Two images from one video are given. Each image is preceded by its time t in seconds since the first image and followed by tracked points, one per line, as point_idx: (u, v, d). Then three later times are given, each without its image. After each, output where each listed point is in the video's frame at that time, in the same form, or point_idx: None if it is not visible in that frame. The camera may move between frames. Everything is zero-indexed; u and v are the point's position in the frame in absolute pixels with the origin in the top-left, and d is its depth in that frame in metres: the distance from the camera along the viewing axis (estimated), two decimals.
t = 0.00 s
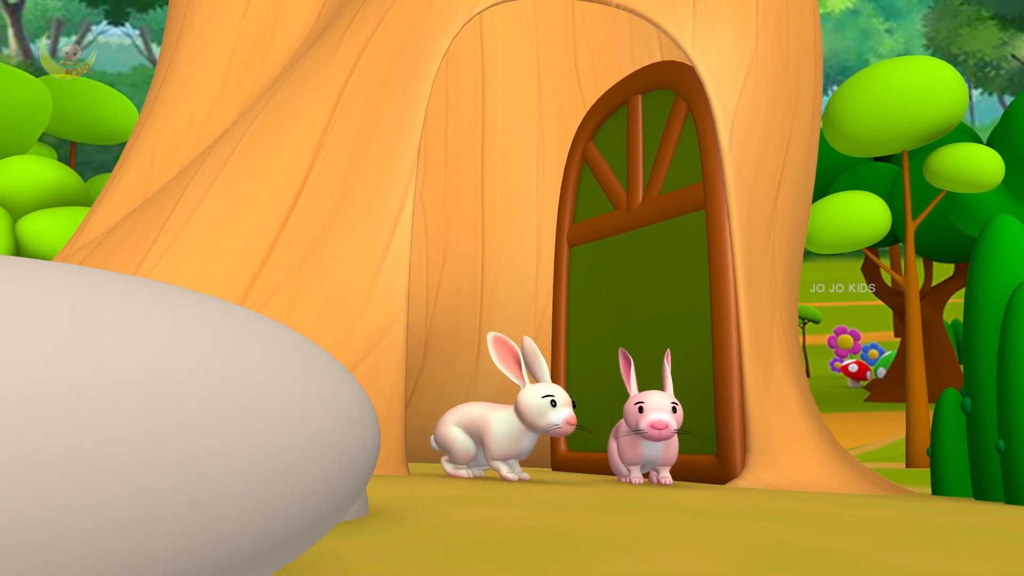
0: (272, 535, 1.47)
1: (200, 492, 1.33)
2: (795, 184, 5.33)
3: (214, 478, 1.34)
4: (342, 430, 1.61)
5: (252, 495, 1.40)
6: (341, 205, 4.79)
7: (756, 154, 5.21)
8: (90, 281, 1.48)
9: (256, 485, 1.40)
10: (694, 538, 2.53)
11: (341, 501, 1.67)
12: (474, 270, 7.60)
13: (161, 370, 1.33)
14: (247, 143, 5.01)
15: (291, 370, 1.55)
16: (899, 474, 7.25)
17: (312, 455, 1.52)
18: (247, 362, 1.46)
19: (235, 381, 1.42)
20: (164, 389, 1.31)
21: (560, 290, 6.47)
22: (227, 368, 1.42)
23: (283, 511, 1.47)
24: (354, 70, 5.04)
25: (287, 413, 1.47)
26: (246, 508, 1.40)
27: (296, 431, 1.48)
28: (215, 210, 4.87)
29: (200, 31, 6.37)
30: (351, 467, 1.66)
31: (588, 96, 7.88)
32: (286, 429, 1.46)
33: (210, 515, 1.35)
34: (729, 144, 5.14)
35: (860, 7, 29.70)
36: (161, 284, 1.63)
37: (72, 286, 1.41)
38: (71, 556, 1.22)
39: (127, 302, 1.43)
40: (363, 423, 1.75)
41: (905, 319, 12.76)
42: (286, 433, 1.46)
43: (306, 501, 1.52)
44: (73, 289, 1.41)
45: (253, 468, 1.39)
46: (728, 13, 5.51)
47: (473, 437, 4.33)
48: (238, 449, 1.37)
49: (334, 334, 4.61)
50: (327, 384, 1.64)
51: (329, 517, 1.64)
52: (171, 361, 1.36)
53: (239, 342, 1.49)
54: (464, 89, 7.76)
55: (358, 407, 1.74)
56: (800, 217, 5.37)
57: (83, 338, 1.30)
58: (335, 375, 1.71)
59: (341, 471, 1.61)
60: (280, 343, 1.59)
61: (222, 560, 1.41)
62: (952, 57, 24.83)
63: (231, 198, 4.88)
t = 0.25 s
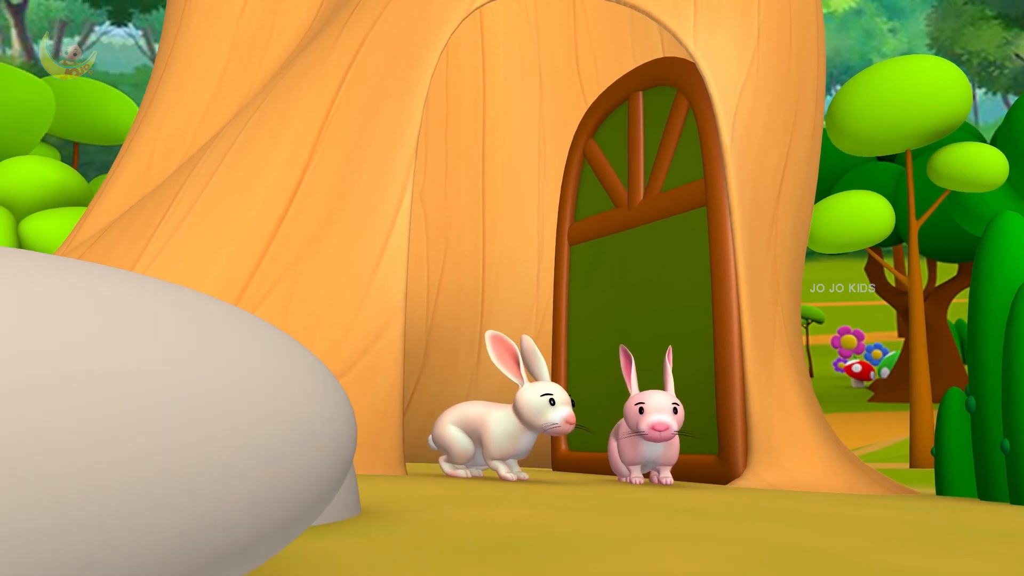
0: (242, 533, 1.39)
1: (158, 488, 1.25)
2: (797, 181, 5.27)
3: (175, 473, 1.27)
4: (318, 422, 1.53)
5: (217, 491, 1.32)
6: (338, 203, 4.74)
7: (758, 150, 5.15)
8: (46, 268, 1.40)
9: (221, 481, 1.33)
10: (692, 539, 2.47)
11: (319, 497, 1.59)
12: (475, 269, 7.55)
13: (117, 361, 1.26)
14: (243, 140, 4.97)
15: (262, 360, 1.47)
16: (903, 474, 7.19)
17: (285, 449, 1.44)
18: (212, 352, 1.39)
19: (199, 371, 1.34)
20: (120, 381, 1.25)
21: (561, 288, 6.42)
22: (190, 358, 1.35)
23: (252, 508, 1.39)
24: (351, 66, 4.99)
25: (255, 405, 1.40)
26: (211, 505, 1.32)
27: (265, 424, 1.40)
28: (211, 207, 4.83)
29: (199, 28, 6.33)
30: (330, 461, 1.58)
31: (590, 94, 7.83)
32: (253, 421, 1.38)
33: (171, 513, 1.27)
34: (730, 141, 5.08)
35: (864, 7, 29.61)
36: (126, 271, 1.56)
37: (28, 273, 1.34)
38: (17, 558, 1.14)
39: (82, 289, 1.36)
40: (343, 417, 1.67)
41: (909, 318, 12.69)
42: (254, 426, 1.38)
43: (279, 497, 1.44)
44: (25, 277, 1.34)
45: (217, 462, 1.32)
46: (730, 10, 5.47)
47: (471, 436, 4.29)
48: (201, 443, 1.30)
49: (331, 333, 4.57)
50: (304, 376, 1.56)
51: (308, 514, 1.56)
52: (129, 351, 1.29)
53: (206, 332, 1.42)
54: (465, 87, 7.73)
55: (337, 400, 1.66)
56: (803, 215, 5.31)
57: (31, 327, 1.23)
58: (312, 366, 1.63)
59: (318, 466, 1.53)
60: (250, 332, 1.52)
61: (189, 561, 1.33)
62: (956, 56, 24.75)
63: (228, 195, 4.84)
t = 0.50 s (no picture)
0: (213, 531, 1.33)
1: (105, 486, 1.18)
2: (800, 177, 5.22)
3: (136, 466, 1.21)
4: (292, 413, 1.47)
5: (173, 490, 1.25)
6: (334, 199, 4.69)
7: (760, 147, 5.09)
8: None
9: (187, 475, 1.27)
10: (691, 539, 2.43)
11: (296, 492, 1.52)
12: (476, 267, 7.50)
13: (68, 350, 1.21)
14: (240, 136, 4.92)
15: (229, 349, 1.42)
16: (907, 475, 7.13)
17: (257, 441, 1.38)
18: (176, 340, 1.33)
19: (160, 360, 1.29)
20: (72, 369, 1.19)
21: (562, 286, 6.37)
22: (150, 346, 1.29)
23: (223, 503, 1.33)
24: (349, 62, 4.95)
25: (222, 394, 1.34)
26: (167, 504, 1.25)
27: (234, 415, 1.34)
28: (207, 204, 4.79)
29: (198, 24, 6.28)
30: (306, 454, 1.51)
31: (591, 92, 7.78)
32: (211, 414, 1.31)
33: (134, 508, 1.22)
34: (732, 137, 5.03)
35: (868, 6, 29.55)
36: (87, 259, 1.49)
37: None
38: None
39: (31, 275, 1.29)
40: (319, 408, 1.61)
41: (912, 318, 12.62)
42: (222, 418, 1.32)
43: (253, 492, 1.38)
44: None
45: (169, 459, 1.24)
46: (732, 6, 5.41)
47: (469, 436, 4.24)
48: (158, 435, 1.24)
49: (327, 330, 4.52)
50: (273, 365, 1.49)
51: (283, 511, 1.50)
52: (85, 339, 1.24)
53: (170, 321, 1.37)
54: (466, 85, 7.69)
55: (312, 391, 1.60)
56: (807, 213, 5.24)
57: None
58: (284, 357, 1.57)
59: (293, 458, 1.47)
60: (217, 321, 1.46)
61: (154, 560, 1.27)
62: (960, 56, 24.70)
63: (224, 192, 4.79)
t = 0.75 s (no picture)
0: (167, 533, 1.28)
1: (52, 483, 1.15)
2: (802, 173, 5.15)
3: (75, 465, 1.17)
4: (258, 409, 1.40)
5: (127, 485, 1.22)
6: (331, 197, 4.65)
7: (762, 143, 5.04)
8: None
9: (130, 474, 1.22)
10: (688, 540, 2.37)
11: (267, 491, 1.46)
12: (477, 267, 7.45)
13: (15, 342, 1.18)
14: (236, 134, 4.88)
15: (190, 341, 1.36)
16: (912, 475, 7.07)
17: (215, 439, 1.32)
18: (126, 332, 1.28)
19: (104, 354, 1.24)
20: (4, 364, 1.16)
21: (563, 285, 6.32)
22: (95, 338, 1.25)
23: (177, 504, 1.28)
24: (346, 59, 4.90)
25: (175, 389, 1.28)
26: (122, 501, 1.21)
27: (189, 411, 1.28)
28: (203, 202, 4.75)
29: (196, 22, 6.24)
30: (275, 452, 1.45)
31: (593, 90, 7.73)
32: (171, 406, 1.27)
33: (72, 510, 1.17)
34: (733, 135, 4.97)
35: (871, 6, 29.48)
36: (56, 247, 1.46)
37: None
38: None
39: None
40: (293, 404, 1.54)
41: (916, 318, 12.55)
42: (173, 414, 1.26)
43: (212, 492, 1.32)
44: None
45: (122, 454, 1.21)
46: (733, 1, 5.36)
47: (467, 435, 4.19)
48: (110, 430, 1.20)
49: (324, 329, 4.47)
50: (245, 355, 1.45)
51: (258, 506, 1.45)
52: (24, 333, 1.20)
53: (131, 309, 1.33)
54: (466, 84, 7.65)
55: (285, 384, 1.54)
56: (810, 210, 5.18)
57: None
58: (256, 350, 1.51)
59: (260, 456, 1.41)
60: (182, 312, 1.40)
61: (114, 558, 1.23)
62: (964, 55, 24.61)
63: (219, 190, 4.75)
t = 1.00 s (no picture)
0: (124, 530, 1.24)
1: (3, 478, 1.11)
2: (805, 170, 5.07)
3: (28, 460, 1.13)
4: (221, 401, 1.36)
5: (83, 480, 1.17)
6: (328, 194, 4.60)
7: (764, 140, 4.98)
8: None
9: (82, 468, 1.17)
10: (685, 543, 2.31)
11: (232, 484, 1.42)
12: (478, 265, 7.40)
13: None
14: (232, 130, 4.84)
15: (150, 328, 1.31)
16: (917, 475, 7.00)
17: (176, 432, 1.28)
18: (82, 318, 1.24)
19: (53, 340, 1.19)
20: None
21: (563, 283, 6.27)
22: (38, 325, 1.19)
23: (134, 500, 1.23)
24: (343, 55, 4.85)
25: (129, 379, 1.23)
26: (76, 497, 1.17)
27: (146, 401, 1.24)
28: (198, 200, 4.70)
29: (194, 18, 6.20)
30: (240, 444, 1.40)
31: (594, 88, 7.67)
32: (129, 398, 1.22)
33: (22, 505, 1.13)
34: (735, 131, 4.92)
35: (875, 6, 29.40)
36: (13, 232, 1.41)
37: None
38: None
39: None
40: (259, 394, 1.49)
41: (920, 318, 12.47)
42: (131, 406, 1.22)
43: (169, 489, 1.28)
44: None
45: (77, 448, 1.16)
46: None
47: (465, 435, 4.14)
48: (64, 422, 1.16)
49: (321, 327, 4.43)
50: (210, 345, 1.41)
51: (224, 501, 1.41)
52: None
53: (90, 296, 1.28)
54: (467, 81, 7.60)
55: (253, 375, 1.50)
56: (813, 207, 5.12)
57: None
58: (221, 339, 1.47)
59: (222, 450, 1.36)
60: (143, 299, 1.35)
61: (70, 556, 1.19)
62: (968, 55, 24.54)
63: (215, 187, 4.71)
